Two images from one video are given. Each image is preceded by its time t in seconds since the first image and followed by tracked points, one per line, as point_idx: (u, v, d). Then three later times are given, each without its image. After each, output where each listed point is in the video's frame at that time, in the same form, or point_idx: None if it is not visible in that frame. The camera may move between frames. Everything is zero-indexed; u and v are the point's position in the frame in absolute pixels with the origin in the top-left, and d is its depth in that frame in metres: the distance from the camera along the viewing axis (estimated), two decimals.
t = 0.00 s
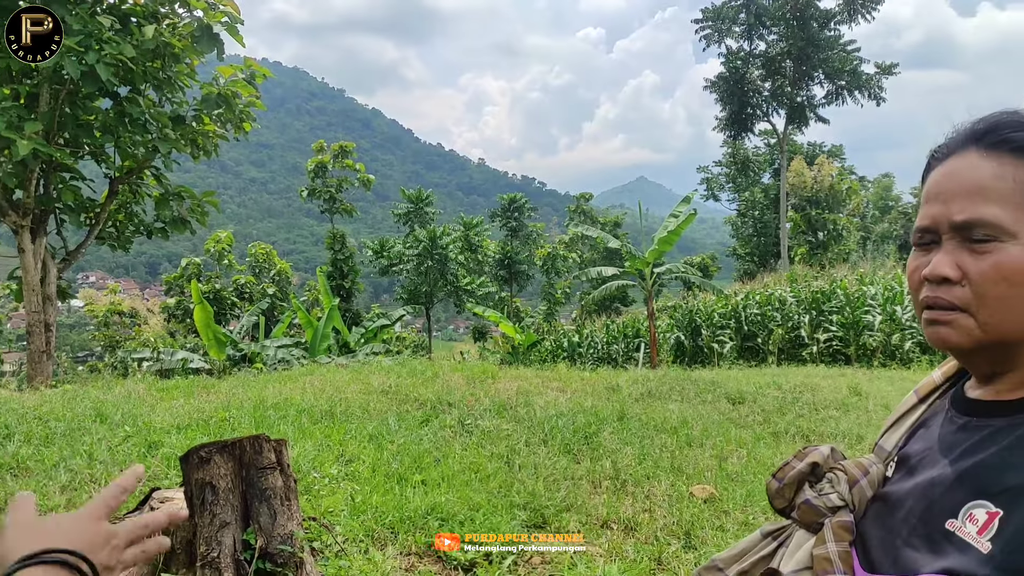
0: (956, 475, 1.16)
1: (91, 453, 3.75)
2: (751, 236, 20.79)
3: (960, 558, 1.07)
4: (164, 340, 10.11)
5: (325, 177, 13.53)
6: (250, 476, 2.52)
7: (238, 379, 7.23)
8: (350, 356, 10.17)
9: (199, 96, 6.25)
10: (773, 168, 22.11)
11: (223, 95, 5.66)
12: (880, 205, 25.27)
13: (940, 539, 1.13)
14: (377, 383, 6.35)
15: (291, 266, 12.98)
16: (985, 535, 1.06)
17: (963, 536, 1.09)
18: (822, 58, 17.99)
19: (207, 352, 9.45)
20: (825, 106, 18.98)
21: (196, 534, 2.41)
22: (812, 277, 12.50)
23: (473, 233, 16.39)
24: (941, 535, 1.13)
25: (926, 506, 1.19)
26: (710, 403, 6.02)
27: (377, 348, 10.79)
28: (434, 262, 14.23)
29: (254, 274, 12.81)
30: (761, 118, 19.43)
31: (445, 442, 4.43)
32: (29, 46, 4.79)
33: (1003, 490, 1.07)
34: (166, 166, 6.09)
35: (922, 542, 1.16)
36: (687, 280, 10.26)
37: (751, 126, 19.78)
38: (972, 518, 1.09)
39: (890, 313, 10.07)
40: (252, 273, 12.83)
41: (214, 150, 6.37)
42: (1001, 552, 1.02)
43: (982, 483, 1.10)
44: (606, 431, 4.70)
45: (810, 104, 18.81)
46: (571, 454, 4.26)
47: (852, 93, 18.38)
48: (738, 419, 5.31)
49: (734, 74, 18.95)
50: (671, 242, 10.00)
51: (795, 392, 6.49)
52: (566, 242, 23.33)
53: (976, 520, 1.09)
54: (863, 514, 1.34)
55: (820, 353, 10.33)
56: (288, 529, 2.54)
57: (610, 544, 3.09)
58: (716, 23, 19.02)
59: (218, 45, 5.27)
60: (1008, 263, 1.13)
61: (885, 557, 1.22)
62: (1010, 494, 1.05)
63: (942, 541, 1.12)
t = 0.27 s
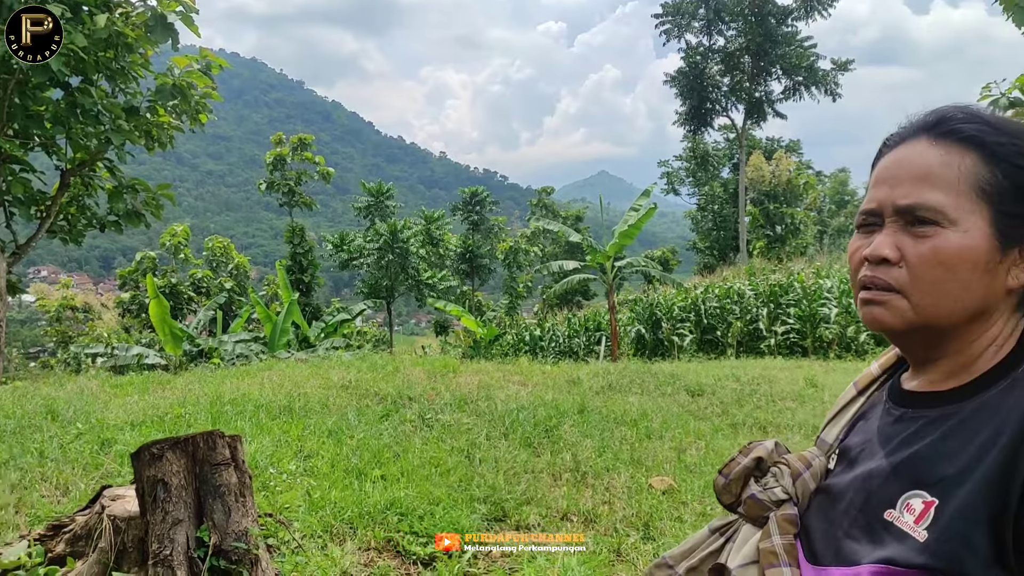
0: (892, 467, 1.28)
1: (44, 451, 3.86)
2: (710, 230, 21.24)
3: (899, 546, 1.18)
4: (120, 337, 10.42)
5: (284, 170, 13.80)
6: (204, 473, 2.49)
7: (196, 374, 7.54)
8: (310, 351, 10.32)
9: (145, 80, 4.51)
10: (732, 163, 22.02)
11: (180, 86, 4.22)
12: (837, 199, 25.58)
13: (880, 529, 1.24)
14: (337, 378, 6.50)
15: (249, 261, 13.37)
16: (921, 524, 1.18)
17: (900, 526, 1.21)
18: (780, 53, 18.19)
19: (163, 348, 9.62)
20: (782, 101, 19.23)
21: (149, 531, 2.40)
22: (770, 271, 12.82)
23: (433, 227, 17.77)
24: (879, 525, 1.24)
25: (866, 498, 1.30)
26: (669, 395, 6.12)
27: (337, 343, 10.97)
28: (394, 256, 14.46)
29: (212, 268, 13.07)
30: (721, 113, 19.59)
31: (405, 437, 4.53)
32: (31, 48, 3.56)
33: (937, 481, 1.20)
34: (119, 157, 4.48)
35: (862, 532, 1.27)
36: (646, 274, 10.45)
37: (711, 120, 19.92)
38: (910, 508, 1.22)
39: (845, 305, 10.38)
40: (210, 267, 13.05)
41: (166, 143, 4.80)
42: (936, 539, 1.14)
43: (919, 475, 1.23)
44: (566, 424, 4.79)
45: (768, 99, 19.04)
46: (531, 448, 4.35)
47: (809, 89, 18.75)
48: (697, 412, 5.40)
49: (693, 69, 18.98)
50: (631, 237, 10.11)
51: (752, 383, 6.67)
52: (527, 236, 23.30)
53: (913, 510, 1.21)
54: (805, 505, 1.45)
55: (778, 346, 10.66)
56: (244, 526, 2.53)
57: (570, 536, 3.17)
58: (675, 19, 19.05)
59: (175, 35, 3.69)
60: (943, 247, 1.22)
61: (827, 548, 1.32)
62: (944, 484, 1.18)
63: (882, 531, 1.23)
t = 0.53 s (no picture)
0: (836, 460, 1.34)
1: None
2: (671, 224, 21.17)
3: (843, 539, 1.24)
4: (71, 334, 10.25)
5: (240, 163, 13.71)
6: (154, 472, 2.45)
7: (151, 372, 7.51)
8: (268, 347, 10.31)
9: (95, 71, 4.35)
10: (692, 157, 21.91)
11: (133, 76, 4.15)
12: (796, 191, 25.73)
13: (826, 520, 1.30)
14: (294, 375, 6.52)
15: (203, 256, 13.03)
16: (864, 516, 1.23)
17: (845, 518, 1.27)
18: (738, 48, 18.38)
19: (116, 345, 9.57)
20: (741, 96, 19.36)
21: (99, 532, 2.38)
22: (730, 264, 13.02)
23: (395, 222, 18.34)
24: (825, 517, 1.30)
25: (811, 491, 1.36)
26: (629, 389, 6.18)
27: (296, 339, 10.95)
28: (353, 251, 14.44)
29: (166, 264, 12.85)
30: (680, 107, 19.55)
31: (364, 433, 4.54)
32: (30, 47, 3.67)
33: (880, 473, 1.24)
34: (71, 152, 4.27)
35: (809, 525, 1.33)
36: (607, 267, 10.58)
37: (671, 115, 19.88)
38: (853, 500, 1.27)
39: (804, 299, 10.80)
40: (163, 262, 12.86)
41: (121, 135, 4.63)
42: (878, 531, 1.19)
43: (862, 468, 1.28)
44: (527, 419, 4.83)
45: (727, 94, 19.16)
46: (492, 443, 4.38)
47: (768, 84, 18.97)
48: (657, 405, 5.45)
49: (654, 64, 18.86)
50: (591, 230, 10.22)
51: (711, 376, 6.77)
52: (488, 231, 23.90)
53: (857, 502, 1.26)
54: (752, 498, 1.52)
55: (738, 339, 10.92)
56: (196, 526, 2.50)
57: (530, 530, 3.20)
58: (635, 12, 19.11)
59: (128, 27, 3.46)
60: (887, 238, 1.27)
61: (774, 540, 1.38)
62: (886, 476, 1.23)
63: (827, 523, 1.29)
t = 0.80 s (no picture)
0: (788, 452, 1.37)
1: None
2: (635, 218, 21.48)
3: (796, 529, 1.28)
4: (27, 332, 10.04)
5: (200, 158, 13.56)
6: (112, 470, 2.42)
7: (110, 369, 7.44)
8: (230, 343, 10.29)
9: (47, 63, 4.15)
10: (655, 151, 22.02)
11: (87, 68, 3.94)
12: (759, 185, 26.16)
13: (780, 511, 1.33)
14: (256, 371, 6.50)
15: (164, 251, 13.11)
16: (817, 506, 1.27)
17: (797, 508, 1.30)
18: (700, 43, 18.47)
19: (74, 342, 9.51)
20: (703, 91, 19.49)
21: (55, 531, 2.36)
22: (692, 257, 13.21)
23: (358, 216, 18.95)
24: (778, 508, 1.34)
25: (764, 481, 1.40)
26: (593, 381, 6.27)
27: (258, 334, 10.92)
28: (316, 246, 15.10)
29: (125, 260, 12.75)
30: (643, 102, 19.58)
31: (327, 428, 4.54)
32: (29, 46, 3.59)
33: (832, 464, 1.27)
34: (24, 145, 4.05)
35: (761, 515, 1.37)
36: (572, 261, 10.70)
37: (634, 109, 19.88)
38: (806, 491, 1.30)
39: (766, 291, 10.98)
40: (122, 258, 12.73)
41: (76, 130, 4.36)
42: (829, 521, 1.23)
43: (814, 459, 1.31)
44: (491, 412, 4.86)
45: (690, 89, 19.24)
46: (456, 437, 4.39)
47: (729, 79, 19.11)
48: (621, 397, 5.53)
49: (617, 58, 18.87)
50: (556, 225, 10.31)
51: (675, 368, 6.89)
52: (453, 225, 24.13)
53: (809, 493, 1.29)
54: (706, 488, 1.55)
55: (701, 331, 11.05)
56: (155, 523, 2.48)
57: (495, 524, 3.21)
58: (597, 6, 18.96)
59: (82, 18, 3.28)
60: (836, 230, 1.30)
61: (728, 530, 1.42)
62: (838, 467, 1.26)
63: (780, 514, 1.33)
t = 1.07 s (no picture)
0: (753, 442, 1.38)
1: None
2: (607, 212, 21.38)
3: (759, 518, 1.29)
4: None
5: (167, 151, 13.47)
6: (77, 466, 2.41)
7: (75, 365, 7.35)
8: (199, 338, 10.29)
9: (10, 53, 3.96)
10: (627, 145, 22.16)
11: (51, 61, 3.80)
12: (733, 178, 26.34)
13: (745, 500, 1.35)
14: (226, 365, 6.50)
15: (130, 246, 13.06)
16: (780, 496, 1.28)
17: (761, 497, 1.31)
18: (671, 37, 18.46)
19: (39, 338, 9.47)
20: (674, 85, 19.42)
21: (17, 529, 2.31)
22: (664, 251, 13.33)
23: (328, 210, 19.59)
24: (743, 497, 1.35)
25: (730, 471, 1.41)
26: (565, 374, 6.33)
27: (228, 329, 10.93)
28: (287, 240, 14.97)
29: (91, 254, 12.62)
30: (615, 95, 19.54)
31: (298, 423, 4.55)
32: (29, 46, 3.62)
33: (796, 453, 1.28)
34: None
35: (726, 504, 1.39)
36: (543, 255, 10.77)
37: (606, 103, 19.83)
38: (770, 480, 1.31)
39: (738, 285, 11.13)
40: (88, 252, 12.59)
41: (39, 122, 4.21)
42: (794, 510, 1.24)
43: (778, 448, 1.32)
44: (463, 406, 4.91)
45: (660, 82, 19.13)
46: (429, 431, 4.44)
47: (699, 73, 19.15)
48: (593, 390, 5.59)
49: (588, 52, 18.88)
50: (528, 218, 10.41)
51: (646, 361, 6.96)
52: (425, 219, 24.36)
53: (773, 482, 1.30)
54: (672, 478, 1.59)
55: (671, 324, 11.17)
56: (121, 519, 2.46)
57: (467, 517, 3.22)
58: None
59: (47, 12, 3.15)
60: (802, 220, 1.31)
61: (694, 521, 1.44)
62: (802, 456, 1.27)
63: (745, 503, 1.34)
